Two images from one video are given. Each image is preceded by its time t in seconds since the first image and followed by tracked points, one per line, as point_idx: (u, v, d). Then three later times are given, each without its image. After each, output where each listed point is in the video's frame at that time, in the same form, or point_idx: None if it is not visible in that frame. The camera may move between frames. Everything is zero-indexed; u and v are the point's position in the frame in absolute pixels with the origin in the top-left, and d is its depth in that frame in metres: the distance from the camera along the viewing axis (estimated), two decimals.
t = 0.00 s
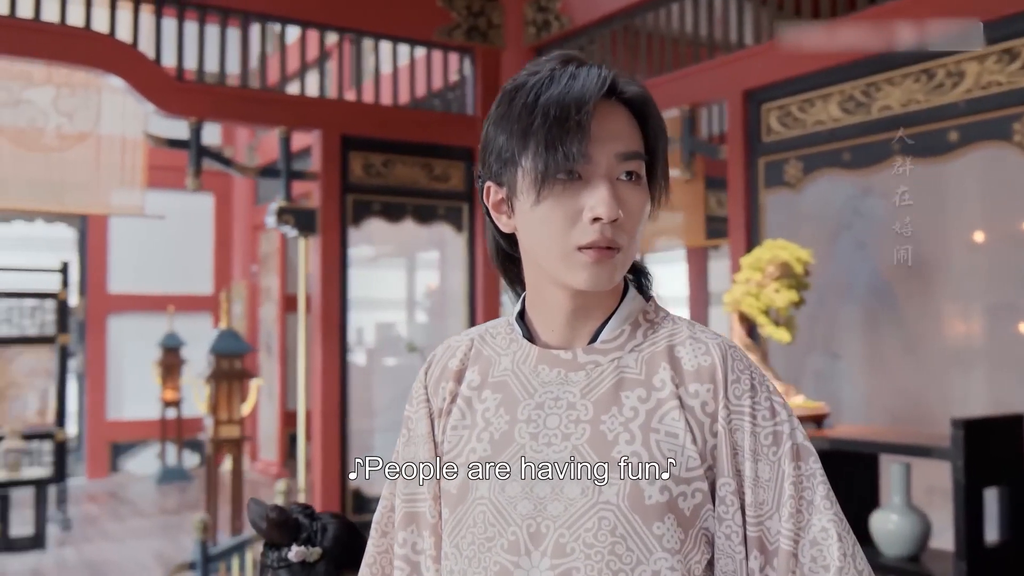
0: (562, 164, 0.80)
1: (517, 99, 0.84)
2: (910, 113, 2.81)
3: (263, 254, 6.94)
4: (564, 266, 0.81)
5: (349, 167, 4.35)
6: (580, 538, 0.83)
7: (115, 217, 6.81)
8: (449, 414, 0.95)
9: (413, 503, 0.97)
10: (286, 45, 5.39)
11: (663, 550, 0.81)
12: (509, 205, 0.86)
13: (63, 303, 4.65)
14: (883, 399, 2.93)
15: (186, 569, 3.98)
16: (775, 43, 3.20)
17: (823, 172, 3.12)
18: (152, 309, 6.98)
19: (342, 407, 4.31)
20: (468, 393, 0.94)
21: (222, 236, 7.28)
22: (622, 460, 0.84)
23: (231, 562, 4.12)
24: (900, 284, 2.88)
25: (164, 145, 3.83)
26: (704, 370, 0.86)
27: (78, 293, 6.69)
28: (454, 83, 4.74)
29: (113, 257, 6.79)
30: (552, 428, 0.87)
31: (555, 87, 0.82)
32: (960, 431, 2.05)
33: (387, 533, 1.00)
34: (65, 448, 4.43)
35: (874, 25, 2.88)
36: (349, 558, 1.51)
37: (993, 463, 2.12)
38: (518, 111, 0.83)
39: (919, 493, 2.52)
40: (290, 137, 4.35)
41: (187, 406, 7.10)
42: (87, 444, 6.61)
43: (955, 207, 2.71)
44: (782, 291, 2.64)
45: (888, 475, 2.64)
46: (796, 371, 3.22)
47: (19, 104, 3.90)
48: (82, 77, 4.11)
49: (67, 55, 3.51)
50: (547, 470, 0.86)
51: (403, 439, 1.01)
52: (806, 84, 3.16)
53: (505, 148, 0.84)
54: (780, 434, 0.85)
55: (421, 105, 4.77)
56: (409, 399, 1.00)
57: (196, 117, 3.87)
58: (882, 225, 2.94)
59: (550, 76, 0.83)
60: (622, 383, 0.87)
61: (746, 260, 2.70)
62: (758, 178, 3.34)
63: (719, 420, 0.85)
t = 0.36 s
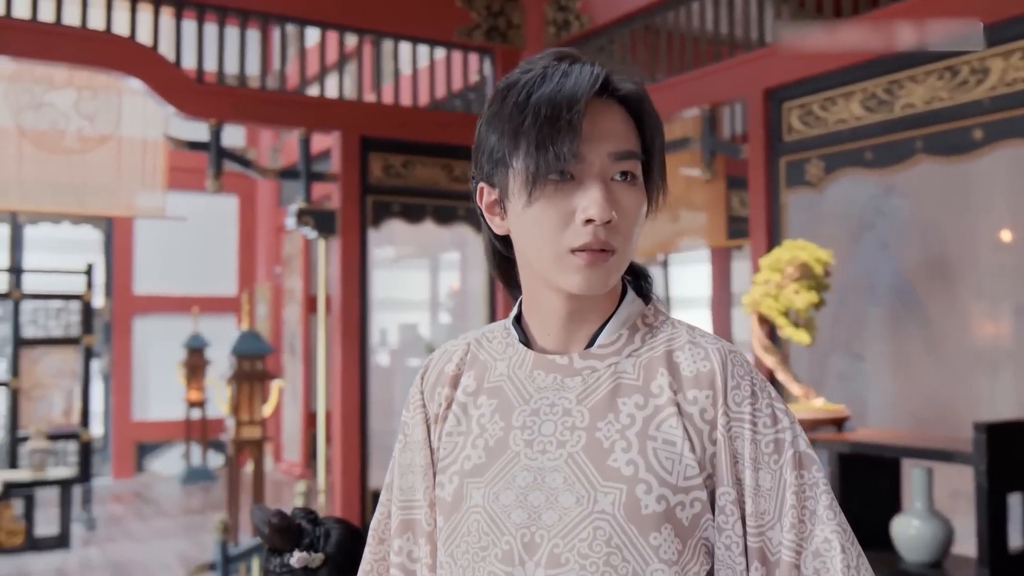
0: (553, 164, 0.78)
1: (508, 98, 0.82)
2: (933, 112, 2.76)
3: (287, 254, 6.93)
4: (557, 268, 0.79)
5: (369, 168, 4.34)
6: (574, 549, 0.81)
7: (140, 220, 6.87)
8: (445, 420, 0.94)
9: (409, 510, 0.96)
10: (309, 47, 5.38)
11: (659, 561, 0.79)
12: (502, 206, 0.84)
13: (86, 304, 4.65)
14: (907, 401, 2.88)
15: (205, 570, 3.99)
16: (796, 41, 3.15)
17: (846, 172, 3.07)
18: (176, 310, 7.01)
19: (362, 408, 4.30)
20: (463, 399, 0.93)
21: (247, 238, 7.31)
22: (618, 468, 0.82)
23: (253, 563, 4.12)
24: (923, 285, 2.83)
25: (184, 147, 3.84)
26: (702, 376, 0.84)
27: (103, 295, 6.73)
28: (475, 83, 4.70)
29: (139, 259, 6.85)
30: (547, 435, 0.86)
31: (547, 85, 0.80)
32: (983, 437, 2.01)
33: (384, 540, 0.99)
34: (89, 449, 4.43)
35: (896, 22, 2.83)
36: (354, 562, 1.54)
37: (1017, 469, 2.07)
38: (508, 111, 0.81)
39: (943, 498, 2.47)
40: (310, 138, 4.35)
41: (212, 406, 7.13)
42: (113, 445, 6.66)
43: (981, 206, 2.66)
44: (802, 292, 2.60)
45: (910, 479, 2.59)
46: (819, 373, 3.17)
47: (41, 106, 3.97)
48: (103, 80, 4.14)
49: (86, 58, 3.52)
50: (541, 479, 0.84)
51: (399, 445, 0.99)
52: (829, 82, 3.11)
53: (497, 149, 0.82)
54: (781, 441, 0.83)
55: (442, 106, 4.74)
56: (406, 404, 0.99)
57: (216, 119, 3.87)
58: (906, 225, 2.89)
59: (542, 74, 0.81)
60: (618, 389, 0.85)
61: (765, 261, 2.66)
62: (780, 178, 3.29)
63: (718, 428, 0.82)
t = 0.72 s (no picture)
0: (546, 167, 0.76)
1: (501, 99, 0.80)
2: (965, 110, 2.70)
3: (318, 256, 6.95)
4: (551, 273, 0.78)
5: (396, 170, 4.33)
6: (571, 562, 0.79)
7: (174, 223, 6.95)
8: (444, 429, 0.93)
9: (409, 519, 0.94)
10: (338, 49, 5.39)
11: None
12: (497, 211, 0.83)
13: (120, 305, 4.70)
14: (940, 405, 2.82)
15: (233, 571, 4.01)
16: (826, 39, 3.10)
17: (876, 171, 3.02)
18: (209, 311, 7.06)
19: (390, 410, 4.29)
20: (463, 407, 0.92)
21: (279, 240, 7.36)
22: (616, 480, 0.80)
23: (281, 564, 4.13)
24: (955, 286, 2.77)
25: (212, 149, 3.86)
26: (703, 385, 0.82)
27: (137, 296, 6.80)
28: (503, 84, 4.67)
29: (172, 262, 6.92)
30: (545, 445, 0.84)
31: (540, 86, 0.79)
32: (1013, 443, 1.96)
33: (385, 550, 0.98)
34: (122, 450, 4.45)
35: (927, 19, 2.77)
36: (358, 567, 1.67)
37: None
38: (501, 112, 0.80)
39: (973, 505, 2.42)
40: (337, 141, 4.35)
41: (245, 406, 7.17)
42: (147, 444, 6.74)
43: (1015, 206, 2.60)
44: (828, 293, 2.56)
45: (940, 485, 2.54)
46: (849, 375, 3.12)
47: (71, 111, 4.01)
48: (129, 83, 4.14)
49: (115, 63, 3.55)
50: (539, 490, 0.83)
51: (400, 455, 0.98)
52: (859, 80, 3.06)
53: (490, 151, 0.81)
54: (785, 453, 0.80)
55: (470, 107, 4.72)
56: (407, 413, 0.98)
57: (244, 121, 3.88)
58: (937, 225, 2.83)
59: (535, 74, 0.79)
60: (618, 399, 0.83)
61: (792, 262, 2.62)
62: (808, 177, 3.25)
63: (720, 439, 0.80)
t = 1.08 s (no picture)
0: (540, 171, 0.76)
1: (497, 102, 0.80)
2: (988, 108, 2.67)
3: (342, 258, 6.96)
4: (547, 278, 0.77)
5: (416, 172, 4.33)
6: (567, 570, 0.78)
7: (199, 227, 7.01)
8: (445, 435, 0.92)
9: (410, 525, 0.94)
10: (361, 51, 5.39)
11: None
12: (495, 215, 0.82)
13: (144, 307, 4.63)
14: (963, 408, 2.78)
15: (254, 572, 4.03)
16: (848, 37, 3.07)
17: (897, 171, 2.98)
18: (233, 312, 7.10)
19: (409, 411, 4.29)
20: (463, 413, 0.91)
21: (303, 243, 7.37)
22: (614, 488, 0.79)
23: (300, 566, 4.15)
24: (978, 287, 2.73)
25: (232, 152, 3.88)
26: (702, 392, 0.81)
27: (161, 298, 6.86)
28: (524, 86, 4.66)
29: (197, 265, 6.97)
30: (544, 452, 0.83)
31: (536, 89, 0.78)
32: None
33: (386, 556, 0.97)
34: (147, 451, 4.46)
35: (949, 16, 2.74)
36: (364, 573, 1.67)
37: None
38: (497, 116, 0.79)
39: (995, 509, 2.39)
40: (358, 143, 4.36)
41: (268, 407, 7.20)
42: (172, 444, 6.80)
43: None
44: (847, 295, 2.54)
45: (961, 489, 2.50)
46: (871, 377, 3.08)
47: (94, 114, 4.07)
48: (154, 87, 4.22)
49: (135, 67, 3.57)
50: (537, 497, 0.82)
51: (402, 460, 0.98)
52: (880, 78, 3.02)
53: (486, 155, 0.81)
54: (786, 461, 0.79)
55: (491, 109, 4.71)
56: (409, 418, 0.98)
57: (262, 125, 3.90)
58: (959, 225, 2.79)
59: (531, 76, 0.79)
60: (618, 406, 0.83)
61: (811, 264, 2.60)
62: (829, 177, 3.21)
63: (719, 447, 0.79)
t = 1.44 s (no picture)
0: (534, 174, 0.75)
1: (492, 104, 0.79)
2: (1014, 106, 2.62)
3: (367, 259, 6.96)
4: (542, 281, 0.76)
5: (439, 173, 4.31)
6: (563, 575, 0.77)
7: (226, 228, 7.07)
8: (445, 438, 0.92)
9: (411, 528, 0.94)
10: (387, 52, 5.39)
11: None
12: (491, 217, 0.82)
13: (172, 308, 4.63)
14: (992, 410, 2.73)
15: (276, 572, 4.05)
16: (871, 35, 3.04)
17: (922, 170, 2.91)
18: (260, 314, 7.14)
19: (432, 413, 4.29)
20: (463, 416, 0.91)
21: (329, 244, 7.38)
22: (610, 492, 0.78)
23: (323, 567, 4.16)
24: (1006, 288, 2.69)
25: (255, 154, 3.90)
26: (700, 397, 0.80)
27: (189, 299, 6.92)
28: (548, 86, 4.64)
29: (225, 266, 7.01)
30: (541, 456, 0.82)
31: (532, 90, 0.78)
32: None
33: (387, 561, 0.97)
34: (174, 451, 4.50)
35: (974, 12, 2.70)
36: None
37: None
38: (492, 118, 0.79)
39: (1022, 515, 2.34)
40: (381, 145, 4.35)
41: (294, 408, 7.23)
42: (201, 444, 6.85)
43: None
44: (870, 296, 2.51)
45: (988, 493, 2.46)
46: (897, 379, 3.04)
47: (120, 118, 4.12)
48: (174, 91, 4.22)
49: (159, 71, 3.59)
50: (534, 501, 0.81)
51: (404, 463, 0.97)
52: (905, 77, 2.98)
53: (481, 157, 0.80)
54: (786, 467, 0.78)
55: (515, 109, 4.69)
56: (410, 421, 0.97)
57: (286, 126, 3.91)
58: (986, 225, 2.74)
59: (526, 78, 0.78)
60: (615, 410, 0.82)
61: (833, 264, 2.58)
62: (854, 177, 3.17)
63: (717, 452, 0.78)
